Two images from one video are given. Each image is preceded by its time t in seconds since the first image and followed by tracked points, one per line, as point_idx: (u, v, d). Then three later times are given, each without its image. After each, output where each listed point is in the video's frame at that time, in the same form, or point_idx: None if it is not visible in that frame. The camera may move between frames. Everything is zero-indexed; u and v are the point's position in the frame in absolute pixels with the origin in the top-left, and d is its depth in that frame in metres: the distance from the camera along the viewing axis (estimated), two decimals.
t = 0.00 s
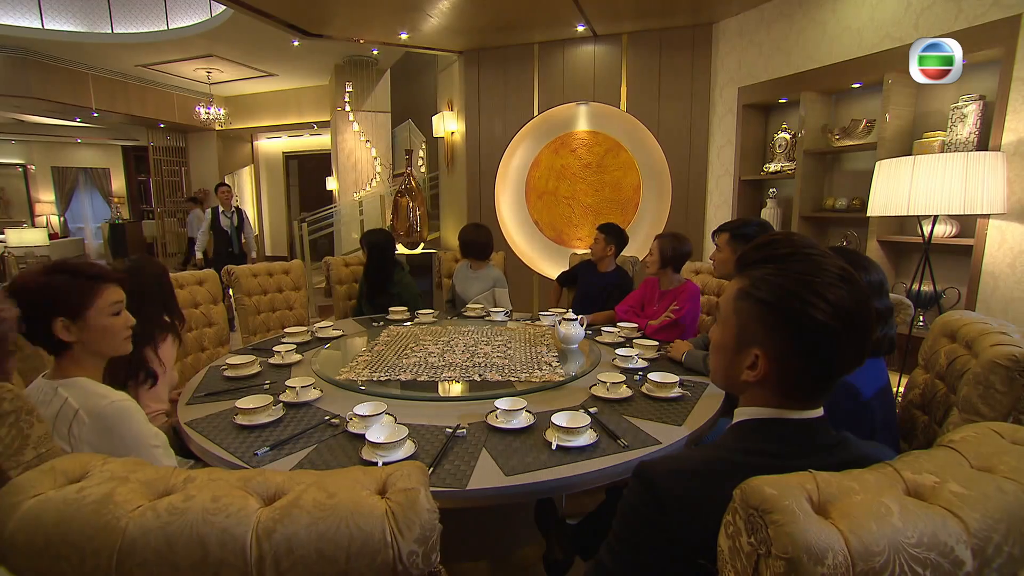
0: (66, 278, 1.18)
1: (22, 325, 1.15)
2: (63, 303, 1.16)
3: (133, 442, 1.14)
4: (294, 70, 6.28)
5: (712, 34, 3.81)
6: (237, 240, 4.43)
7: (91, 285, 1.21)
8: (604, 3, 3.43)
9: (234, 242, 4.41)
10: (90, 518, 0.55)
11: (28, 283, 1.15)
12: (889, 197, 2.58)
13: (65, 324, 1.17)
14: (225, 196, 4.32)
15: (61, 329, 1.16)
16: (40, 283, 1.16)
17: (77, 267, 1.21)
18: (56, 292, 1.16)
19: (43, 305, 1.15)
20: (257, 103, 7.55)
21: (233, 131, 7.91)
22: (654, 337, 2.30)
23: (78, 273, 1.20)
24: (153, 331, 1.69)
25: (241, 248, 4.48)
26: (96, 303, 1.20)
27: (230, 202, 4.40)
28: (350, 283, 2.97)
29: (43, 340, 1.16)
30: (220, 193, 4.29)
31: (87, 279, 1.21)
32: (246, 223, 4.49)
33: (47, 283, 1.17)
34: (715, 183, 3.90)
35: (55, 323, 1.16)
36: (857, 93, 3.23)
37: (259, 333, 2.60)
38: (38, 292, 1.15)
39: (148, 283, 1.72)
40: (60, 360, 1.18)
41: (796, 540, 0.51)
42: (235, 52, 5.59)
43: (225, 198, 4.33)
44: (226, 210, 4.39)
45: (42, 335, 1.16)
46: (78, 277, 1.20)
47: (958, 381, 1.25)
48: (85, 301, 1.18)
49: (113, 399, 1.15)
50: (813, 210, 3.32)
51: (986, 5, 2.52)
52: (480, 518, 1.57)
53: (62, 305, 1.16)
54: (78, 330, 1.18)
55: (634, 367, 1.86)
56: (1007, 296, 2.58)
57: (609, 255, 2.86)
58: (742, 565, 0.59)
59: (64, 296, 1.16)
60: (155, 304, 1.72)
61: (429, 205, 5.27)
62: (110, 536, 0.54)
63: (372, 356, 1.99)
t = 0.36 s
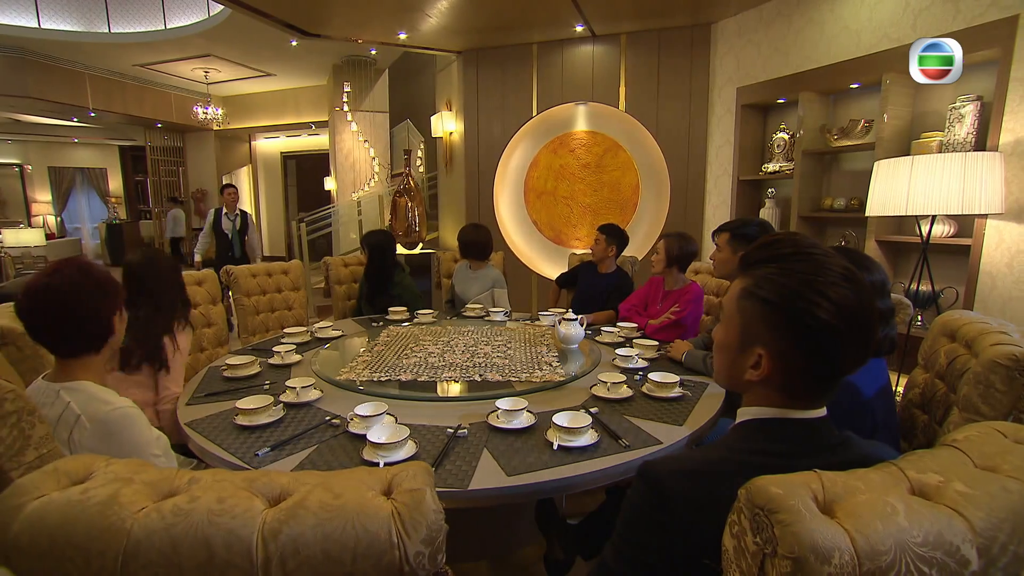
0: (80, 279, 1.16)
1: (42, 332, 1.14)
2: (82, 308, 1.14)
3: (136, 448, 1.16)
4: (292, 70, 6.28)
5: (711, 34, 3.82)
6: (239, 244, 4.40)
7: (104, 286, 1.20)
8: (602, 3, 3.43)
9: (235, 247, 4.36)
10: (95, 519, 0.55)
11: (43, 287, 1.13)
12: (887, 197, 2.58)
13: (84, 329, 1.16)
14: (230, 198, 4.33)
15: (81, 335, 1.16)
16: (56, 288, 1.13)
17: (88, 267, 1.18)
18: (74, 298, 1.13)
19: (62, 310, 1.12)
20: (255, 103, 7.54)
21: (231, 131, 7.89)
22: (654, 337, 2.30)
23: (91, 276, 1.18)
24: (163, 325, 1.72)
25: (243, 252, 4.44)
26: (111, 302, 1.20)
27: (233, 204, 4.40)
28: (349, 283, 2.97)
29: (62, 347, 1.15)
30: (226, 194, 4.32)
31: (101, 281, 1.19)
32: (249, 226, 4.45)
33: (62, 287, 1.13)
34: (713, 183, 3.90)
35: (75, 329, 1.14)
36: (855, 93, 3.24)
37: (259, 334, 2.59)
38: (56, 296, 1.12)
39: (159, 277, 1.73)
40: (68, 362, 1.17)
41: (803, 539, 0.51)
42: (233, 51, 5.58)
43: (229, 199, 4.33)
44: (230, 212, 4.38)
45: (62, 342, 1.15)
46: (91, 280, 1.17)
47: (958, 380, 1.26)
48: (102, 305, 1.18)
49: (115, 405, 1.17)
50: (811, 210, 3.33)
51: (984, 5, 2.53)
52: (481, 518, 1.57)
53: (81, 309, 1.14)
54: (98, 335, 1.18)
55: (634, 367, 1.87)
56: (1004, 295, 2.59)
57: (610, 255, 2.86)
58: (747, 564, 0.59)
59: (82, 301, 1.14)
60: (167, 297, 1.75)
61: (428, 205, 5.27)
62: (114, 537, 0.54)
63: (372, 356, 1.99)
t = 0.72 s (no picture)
0: (88, 280, 1.24)
1: (51, 335, 1.17)
2: (96, 306, 1.22)
3: (135, 451, 1.15)
4: (289, 70, 6.26)
5: (708, 34, 3.83)
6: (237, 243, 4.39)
7: (111, 288, 1.29)
8: (600, 3, 3.43)
9: (234, 246, 4.36)
10: (104, 521, 0.54)
11: (54, 288, 1.19)
12: (884, 197, 2.59)
13: (96, 330, 1.21)
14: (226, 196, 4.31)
15: (92, 335, 1.21)
16: (68, 288, 1.20)
17: (94, 271, 1.27)
18: (87, 298, 1.21)
19: (74, 310, 1.18)
20: (251, 103, 7.51)
21: (227, 131, 7.87)
22: (654, 337, 2.31)
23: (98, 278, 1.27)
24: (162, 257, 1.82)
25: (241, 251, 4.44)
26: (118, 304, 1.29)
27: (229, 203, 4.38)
28: (347, 284, 2.96)
29: (72, 349, 1.19)
30: (221, 192, 4.29)
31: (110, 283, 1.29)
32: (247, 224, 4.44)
33: (73, 288, 1.21)
34: (711, 182, 3.91)
35: (87, 330, 1.20)
36: (853, 94, 3.25)
37: (257, 334, 2.58)
38: (67, 298, 1.19)
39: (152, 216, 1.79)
40: (73, 363, 1.20)
41: (814, 538, 0.51)
42: (228, 51, 5.56)
43: (224, 198, 4.31)
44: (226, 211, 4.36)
45: (71, 344, 1.18)
46: (99, 281, 1.26)
47: (958, 379, 1.27)
48: (113, 306, 1.26)
49: (116, 407, 1.16)
50: (809, 210, 3.34)
51: (980, 6, 2.55)
52: (482, 518, 1.57)
53: (94, 308, 1.21)
54: (107, 337, 1.25)
55: (634, 367, 1.87)
56: (1001, 294, 2.61)
57: (609, 255, 2.86)
58: (756, 563, 0.60)
59: (94, 300, 1.22)
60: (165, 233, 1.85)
61: (425, 205, 5.26)
62: (124, 541, 0.53)
63: (372, 356, 1.98)
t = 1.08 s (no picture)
0: (92, 281, 1.23)
1: (51, 334, 1.17)
2: (94, 307, 1.22)
3: (137, 452, 1.14)
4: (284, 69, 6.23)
5: (705, 35, 3.84)
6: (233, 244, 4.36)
7: (117, 291, 1.29)
8: (598, 3, 3.44)
9: (229, 246, 4.32)
10: (116, 524, 0.54)
11: (55, 288, 1.19)
12: (881, 197, 2.61)
13: (95, 331, 1.21)
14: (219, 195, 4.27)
15: (90, 336, 1.20)
16: (67, 288, 1.20)
17: (101, 272, 1.26)
18: (85, 297, 1.21)
19: (71, 309, 1.19)
20: (246, 103, 7.48)
21: (221, 131, 7.83)
22: (655, 336, 2.34)
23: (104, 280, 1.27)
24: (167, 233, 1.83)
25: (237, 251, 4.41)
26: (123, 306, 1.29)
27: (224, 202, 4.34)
28: (346, 284, 2.96)
29: (70, 350, 1.19)
30: (214, 191, 4.24)
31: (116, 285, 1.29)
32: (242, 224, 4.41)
33: (73, 287, 1.20)
34: (708, 182, 3.93)
35: (85, 330, 1.20)
36: (849, 94, 3.27)
37: (256, 335, 2.57)
38: (67, 298, 1.19)
39: (142, 194, 1.74)
40: (73, 366, 1.21)
41: (830, 537, 0.52)
42: (224, 50, 5.53)
43: (218, 197, 4.27)
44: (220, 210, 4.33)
45: (65, 344, 1.18)
46: (103, 283, 1.25)
47: (959, 378, 1.27)
48: (116, 308, 1.26)
49: (118, 408, 1.15)
50: (805, 210, 3.36)
51: (974, 8, 2.57)
52: (484, 519, 1.57)
53: (93, 309, 1.21)
54: (109, 338, 1.25)
55: (635, 367, 1.87)
56: (996, 294, 2.63)
57: (608, 255, 2.87)
58: (770, 563, 0.60)
59: (94, 300, 1.22)
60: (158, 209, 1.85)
61: (422, 205, 5.25)
62: (137, 543, 0.53)
63: (373, 357, 1.98)
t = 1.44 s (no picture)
0: (92, 283, 1.21)
1: (50, 335, 1.17)
2: (91, 309, 1.20)
3: (139, 454, 1.14)
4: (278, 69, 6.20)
5: (701, 35, 3.86)
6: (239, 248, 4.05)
7: (120, 292, 1.27)
8: (595, 3, 3.44)
9: (235, 250, 4.01)
10: (132, 528, 0.53)
11: (54, 288, 1.17)
12: (877, 197, 2.63)
13: (94, 332, 1.20)
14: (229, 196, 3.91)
15: (88, 338, 1.19)
16: (65, 289, 1.18)
17: (103, 273, 1.24)
18: (84, 299, 1.19)
19: (68, 310, 1.17)
20: (240, 102, 7.43)
21: (215, 130, 7.77)
22: (654, 335, 2.36)
23: (107, 282, 1.24)
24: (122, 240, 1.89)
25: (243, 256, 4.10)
26: (125, 308, 1.27)
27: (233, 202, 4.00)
28: (343, 284, 2.94)
29: (68, 351, 1.18)
30: (223, 191, 3.90)
31: (118, 287, 1.26)
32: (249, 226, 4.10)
33: (71, 288, 1.18)
34: (704, 182, 3.94)
35: (84, 331, 1.18)
36: (844, 95, 3.29)
37: (253, 335, 2.56)
38: (65, 300, 1.17)
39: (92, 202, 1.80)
40: (74, 368, 1.21)
41: (849, 534, 0.52)
42: (217, 49, 5.49)
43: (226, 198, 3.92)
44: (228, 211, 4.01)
45: (63, 344, 1.18)
46: (105, 285, 1.23)
47: (960, 375, 1.29)
48: (115, 310, 1.24)
49: (120, 409, 1.16)
50: (801, 210, 3.38)
51: (968, 10, 2.60)
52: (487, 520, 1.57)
53: (90, 311, 1.19)
54: (110, 340, 1.24)
55: (636, 367, 1.87)
56: (990, 293, 2.65)
57: (606, 256, 2.87)
58: (787, 561, 0.60)
59: (92, 302, 1.20)
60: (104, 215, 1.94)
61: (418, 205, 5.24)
62: (154, 547, 0.52)
63: (373, 358, 1.97)
